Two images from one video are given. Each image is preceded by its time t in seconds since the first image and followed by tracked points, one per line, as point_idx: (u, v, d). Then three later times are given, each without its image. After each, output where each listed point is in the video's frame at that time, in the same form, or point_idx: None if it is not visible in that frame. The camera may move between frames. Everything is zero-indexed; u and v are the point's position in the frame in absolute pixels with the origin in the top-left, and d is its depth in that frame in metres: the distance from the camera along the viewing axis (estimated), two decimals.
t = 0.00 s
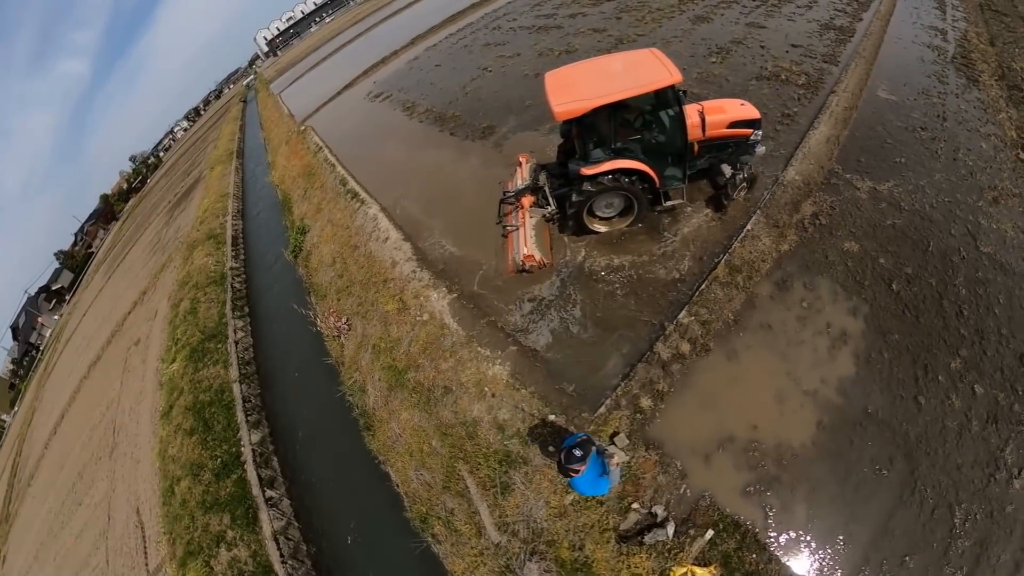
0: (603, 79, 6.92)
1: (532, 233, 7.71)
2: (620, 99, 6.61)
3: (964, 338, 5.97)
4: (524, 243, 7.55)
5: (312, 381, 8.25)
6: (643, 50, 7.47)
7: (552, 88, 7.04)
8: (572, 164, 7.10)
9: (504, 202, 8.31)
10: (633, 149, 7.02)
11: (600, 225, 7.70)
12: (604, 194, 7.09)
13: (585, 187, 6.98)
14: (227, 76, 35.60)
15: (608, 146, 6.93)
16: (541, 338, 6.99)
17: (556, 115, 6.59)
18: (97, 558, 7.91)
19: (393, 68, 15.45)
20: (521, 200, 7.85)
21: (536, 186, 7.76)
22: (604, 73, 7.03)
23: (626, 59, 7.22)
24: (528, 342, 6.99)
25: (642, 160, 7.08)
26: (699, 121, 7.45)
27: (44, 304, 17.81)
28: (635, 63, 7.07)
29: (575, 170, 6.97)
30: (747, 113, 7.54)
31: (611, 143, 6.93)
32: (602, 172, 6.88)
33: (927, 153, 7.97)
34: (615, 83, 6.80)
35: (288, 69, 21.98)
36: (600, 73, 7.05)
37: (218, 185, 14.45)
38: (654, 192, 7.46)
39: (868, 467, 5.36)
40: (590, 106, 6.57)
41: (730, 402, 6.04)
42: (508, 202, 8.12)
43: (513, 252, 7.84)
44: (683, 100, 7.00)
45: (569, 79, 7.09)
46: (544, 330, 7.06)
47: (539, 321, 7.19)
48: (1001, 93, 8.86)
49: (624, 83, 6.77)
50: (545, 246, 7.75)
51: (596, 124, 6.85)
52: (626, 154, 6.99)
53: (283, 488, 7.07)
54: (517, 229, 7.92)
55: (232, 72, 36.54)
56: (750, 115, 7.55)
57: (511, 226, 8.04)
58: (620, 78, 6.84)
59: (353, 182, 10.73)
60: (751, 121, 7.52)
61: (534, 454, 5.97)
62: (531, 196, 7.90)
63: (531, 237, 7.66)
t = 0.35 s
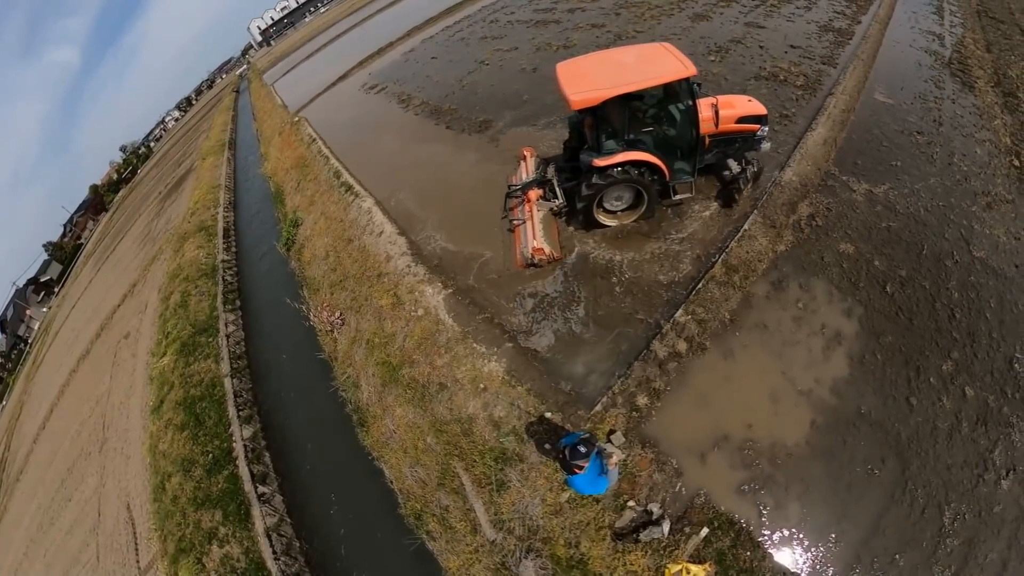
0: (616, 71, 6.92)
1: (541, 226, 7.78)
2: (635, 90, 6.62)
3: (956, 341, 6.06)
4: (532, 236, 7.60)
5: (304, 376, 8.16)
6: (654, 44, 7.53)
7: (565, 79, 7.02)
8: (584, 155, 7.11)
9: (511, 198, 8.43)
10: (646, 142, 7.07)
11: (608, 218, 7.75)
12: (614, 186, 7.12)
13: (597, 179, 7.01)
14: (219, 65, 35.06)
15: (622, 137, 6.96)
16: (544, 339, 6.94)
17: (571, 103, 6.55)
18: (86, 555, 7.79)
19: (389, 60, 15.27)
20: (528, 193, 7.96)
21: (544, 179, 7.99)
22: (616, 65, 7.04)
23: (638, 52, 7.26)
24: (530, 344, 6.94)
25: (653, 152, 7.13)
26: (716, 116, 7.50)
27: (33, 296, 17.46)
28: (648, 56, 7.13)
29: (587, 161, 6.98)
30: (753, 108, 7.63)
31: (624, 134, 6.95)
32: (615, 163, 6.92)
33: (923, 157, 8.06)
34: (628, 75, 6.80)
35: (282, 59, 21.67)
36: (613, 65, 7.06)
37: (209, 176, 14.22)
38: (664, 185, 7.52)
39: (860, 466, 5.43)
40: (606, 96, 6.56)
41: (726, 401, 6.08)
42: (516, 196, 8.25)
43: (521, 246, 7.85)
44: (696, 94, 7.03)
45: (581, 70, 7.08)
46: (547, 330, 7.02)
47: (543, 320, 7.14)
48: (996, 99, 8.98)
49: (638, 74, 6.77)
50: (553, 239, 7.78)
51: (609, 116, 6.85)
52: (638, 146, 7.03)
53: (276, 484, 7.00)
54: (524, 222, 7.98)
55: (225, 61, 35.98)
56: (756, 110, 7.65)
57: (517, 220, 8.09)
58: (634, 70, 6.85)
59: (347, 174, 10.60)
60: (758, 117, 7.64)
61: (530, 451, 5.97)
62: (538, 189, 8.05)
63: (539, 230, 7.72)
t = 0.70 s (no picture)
0: (631, 63, 6.88)
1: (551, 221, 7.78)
2: (653, 83, 6.58)
3: (949, 343, 6.14)
4: (544, 231, 7.58)
5: (298, 371, 8.10)
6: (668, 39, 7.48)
7: (580, 70, 6.95)
8: (598, 149, 7.10)
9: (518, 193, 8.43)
10: (659, 136, 7.10)
11: (619, 214, 7.75)
12: (627, 181, 7.14)
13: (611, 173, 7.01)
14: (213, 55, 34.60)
15: (637, 131, 6.97)
16: (546, 339, 6.91)
17: (591, 95, 6.49)
18: (79, 550, 7.72)
19: (386, 51, 15.11)
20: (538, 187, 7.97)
21: (553, 174, 7.98)
22: (631, 58, 6.98)
23: (653, 45, 7.21)
24: (532, 343, 6.90)
25: (665, 147, 7.17)
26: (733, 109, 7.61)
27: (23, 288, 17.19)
28: (663, 50, 7.08)
29: (602, 154, 6.98)
30: (760, 105, 7.68)
31: (639, 128, 6.96)
32: (629, 157, 6.94)
33: (920, 160, 8.13)
34: (644, 67, 6.76)
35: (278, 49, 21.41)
36: (627, 57, 7.02)
37: (203, 167, 14.04)
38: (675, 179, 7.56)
39: (853, 466, 5.50)
40: (625, 88, 6.51)
41: (722, 400, 6.12)
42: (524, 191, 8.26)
43: (532, 241, 7.81)
44: (711, 88, 7.06)
45: (595, 62, 7.02)
46: (549, 329, 6.99)
47: (545, 318, 7.12)
48: (993, 105, 9.07)
49: (654, 67, 6.74)
50: (564, 235, 7.76)
51: (623, 110, 6.82)
52: (651, 140, 7.06)
53: (270, 479, 6.96)
54: (533, 217, 7.97)
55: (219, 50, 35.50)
56: (764, 106, 7.71)
57: (526, 215, 8.06)
58: (650, 63, 6.82)
59: (343, 167, 10.49)
60: (765, 113, 7.69)
61: (527, 448, 5.98)
62: (547, 184, 8.06)
63: (551, 225, 7.71)
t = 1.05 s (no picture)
0: (649, 66, 6.89)
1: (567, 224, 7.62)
2: (671, 85, 6.60)
3: (951, 349, 6.13)
4: (562, 236, 7.45)
5: (299, 371, 8.10)
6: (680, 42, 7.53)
7: (597, 72, 6.95)
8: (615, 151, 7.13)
9: (530, 194, 8.21)
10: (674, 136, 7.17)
11: (634, 214, 7.79)
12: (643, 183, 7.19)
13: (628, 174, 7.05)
14: (218, 55, 34.77)
15: (653, 133, 7.00)
16: (550, 341, 6.91)
17: (611, 97, 6.49)
18: (77, 547, 7.72)
19: (390, 53, 15.17)
20: (551, 190, 7.72)
21: (567, 176, 7.75)
22: (647, 61, 7.01)
23: (667, 49, 7.24)
24: (536, 344, 6.90)
25: (680, 148, 7.23)
26: (746, 112, 7.63)
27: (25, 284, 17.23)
28: (677, 53, 7.12)
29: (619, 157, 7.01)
30: (769, 105, 7.76)
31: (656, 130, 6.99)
32: (646, 158, 6.99)
33: (923, 165, 8.12)
34: (662, 70, 6.78)
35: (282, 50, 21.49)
36: (644, 60, 7.04)
37: (207, 167, 14.08)
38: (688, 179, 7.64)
39: (854, 471, 5.48)
40: (646, 90, 6.52)
41: (722, 403, 6.11)
42: (536, 193, 8.03)
43: (548, 245, 7.69)
44: (722, 90, 7.01)
45: (612, 65, 7.03)
46: (553, 331, 6.99)
47: (548, 319, 7.13)
48: (997, 110, 9.06)
49: (672, 70, 6.77)
50: (581, 238, 7.70)
51: (632, 114, 6.84)
52: (666, 142, 7.12)
53: (269, 478, 6.96)
54: (548, 220, 7.78)
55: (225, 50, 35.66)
56: (772, 104, 7.79)
57: (540, 218, 7.88)
58: (666, 66, 6.85)
59: (346, 168, 10.52)
60: (774, 113, 7.77)
61: (526, 450, 5.97)
62: (560, 186, 7.82)
63: (568, 228, 7.56)
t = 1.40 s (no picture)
0: (654, 64, 6.89)
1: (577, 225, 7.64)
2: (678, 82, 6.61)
3: (954, 342, 6.07)
4: (574, 238, 7.48)
5: (303, 377, 8.13)
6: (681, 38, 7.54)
7: (602, 73, 6.93)
8: (623, 150, 7.13)
9: (538, 196, 8.22)
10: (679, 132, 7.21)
11: (644, 212, 7.78)
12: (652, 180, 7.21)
13: (639, 172, 7.05)
14: (218, 65, 35.06)
15: (660, 130, 7.02)
16: (553, 342, 6.91)
17: (621, 96, 6.48)
18: (84, 556, 7.77)
19: (387, 59, 15.25)
20: (560, 193, 7.75)
21: (575, 177, 7.78)
22: (652, 58, 7.01)
23: (670, 45, 7.25)
24: (538, 346, 6.90)
25: (686, 144, 7.26)
26: (751, 106, 7.44)
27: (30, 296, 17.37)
28: (681, 49, 7.13)
29: (627, 156, 7.02)
30: (769, 96, 7.69)
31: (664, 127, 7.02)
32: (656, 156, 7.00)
33: (922, 158, 8.07)
34: (667, 68, 6.78)
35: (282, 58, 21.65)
36: (648, 58, 7.03)
37: (208, 176, 14.19)
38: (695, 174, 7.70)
39: (859, 467, 5.44)
40: (654, 88, 6.52)
41: (725, 402, 6.09)
42: (544, 195, 8.04)
43: (560, 247, 7.72)
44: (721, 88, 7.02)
45: (618, 64, 7.03)
46: (555, 332, 6.99)
47: (550, 321, 7.13)
48: (995, 101, 9.00)
49: (677, 67, 6.77)
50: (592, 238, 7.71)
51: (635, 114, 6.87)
52: (672, 138, 7.15)
53: (274, 484, 6.99)
54: (558, 222, 7.80)
55: (225, 59, 35.92)
56: (772, 96, 7.71)
57: (550, 220, 7.91)
58: (671, 63, 6.85)
59: (346, 174, 10.57)
60: (775, 104, 7.71)
61: (529, 452, 5.97)
62: (568, 188, 7.86)
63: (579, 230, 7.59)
